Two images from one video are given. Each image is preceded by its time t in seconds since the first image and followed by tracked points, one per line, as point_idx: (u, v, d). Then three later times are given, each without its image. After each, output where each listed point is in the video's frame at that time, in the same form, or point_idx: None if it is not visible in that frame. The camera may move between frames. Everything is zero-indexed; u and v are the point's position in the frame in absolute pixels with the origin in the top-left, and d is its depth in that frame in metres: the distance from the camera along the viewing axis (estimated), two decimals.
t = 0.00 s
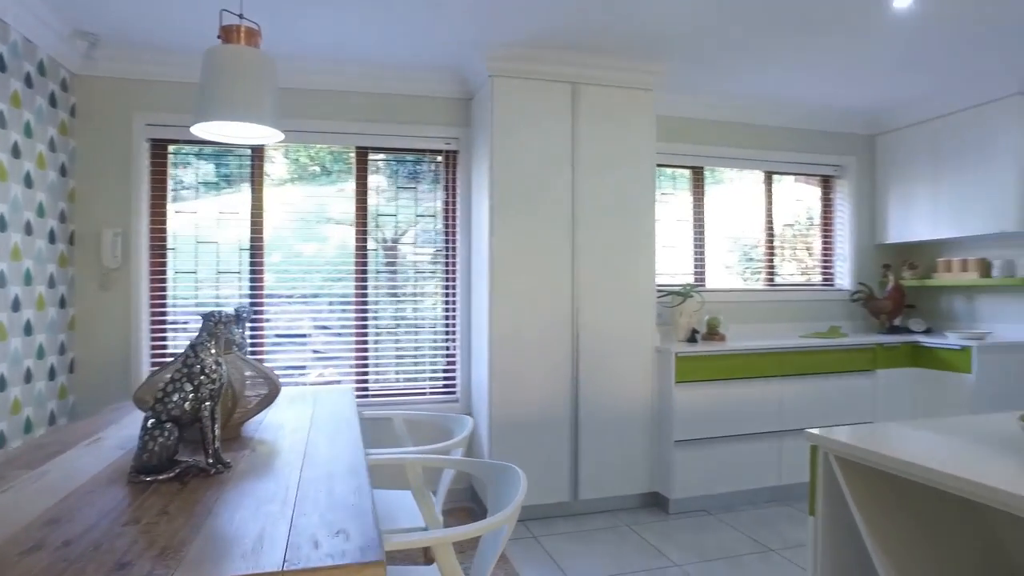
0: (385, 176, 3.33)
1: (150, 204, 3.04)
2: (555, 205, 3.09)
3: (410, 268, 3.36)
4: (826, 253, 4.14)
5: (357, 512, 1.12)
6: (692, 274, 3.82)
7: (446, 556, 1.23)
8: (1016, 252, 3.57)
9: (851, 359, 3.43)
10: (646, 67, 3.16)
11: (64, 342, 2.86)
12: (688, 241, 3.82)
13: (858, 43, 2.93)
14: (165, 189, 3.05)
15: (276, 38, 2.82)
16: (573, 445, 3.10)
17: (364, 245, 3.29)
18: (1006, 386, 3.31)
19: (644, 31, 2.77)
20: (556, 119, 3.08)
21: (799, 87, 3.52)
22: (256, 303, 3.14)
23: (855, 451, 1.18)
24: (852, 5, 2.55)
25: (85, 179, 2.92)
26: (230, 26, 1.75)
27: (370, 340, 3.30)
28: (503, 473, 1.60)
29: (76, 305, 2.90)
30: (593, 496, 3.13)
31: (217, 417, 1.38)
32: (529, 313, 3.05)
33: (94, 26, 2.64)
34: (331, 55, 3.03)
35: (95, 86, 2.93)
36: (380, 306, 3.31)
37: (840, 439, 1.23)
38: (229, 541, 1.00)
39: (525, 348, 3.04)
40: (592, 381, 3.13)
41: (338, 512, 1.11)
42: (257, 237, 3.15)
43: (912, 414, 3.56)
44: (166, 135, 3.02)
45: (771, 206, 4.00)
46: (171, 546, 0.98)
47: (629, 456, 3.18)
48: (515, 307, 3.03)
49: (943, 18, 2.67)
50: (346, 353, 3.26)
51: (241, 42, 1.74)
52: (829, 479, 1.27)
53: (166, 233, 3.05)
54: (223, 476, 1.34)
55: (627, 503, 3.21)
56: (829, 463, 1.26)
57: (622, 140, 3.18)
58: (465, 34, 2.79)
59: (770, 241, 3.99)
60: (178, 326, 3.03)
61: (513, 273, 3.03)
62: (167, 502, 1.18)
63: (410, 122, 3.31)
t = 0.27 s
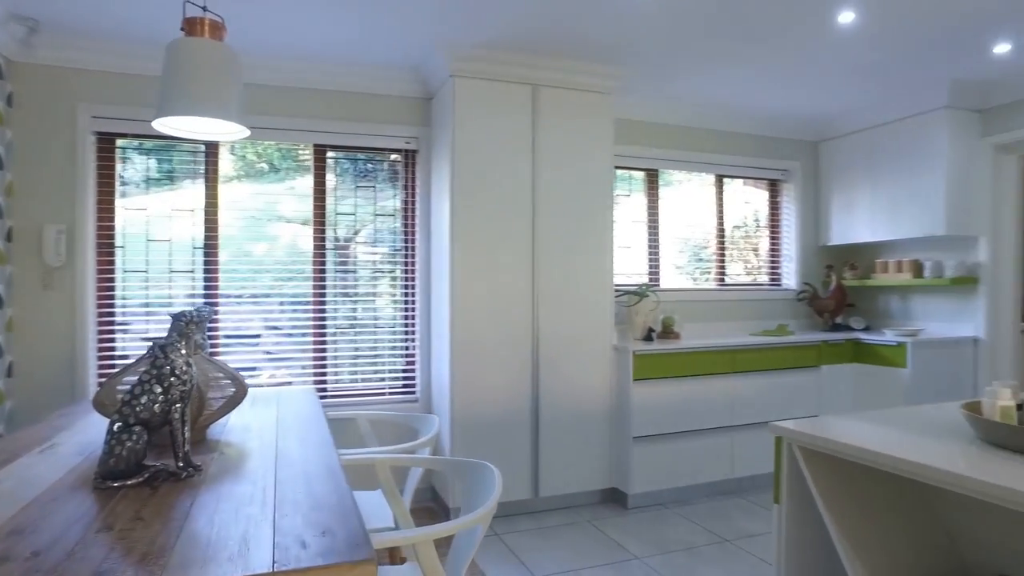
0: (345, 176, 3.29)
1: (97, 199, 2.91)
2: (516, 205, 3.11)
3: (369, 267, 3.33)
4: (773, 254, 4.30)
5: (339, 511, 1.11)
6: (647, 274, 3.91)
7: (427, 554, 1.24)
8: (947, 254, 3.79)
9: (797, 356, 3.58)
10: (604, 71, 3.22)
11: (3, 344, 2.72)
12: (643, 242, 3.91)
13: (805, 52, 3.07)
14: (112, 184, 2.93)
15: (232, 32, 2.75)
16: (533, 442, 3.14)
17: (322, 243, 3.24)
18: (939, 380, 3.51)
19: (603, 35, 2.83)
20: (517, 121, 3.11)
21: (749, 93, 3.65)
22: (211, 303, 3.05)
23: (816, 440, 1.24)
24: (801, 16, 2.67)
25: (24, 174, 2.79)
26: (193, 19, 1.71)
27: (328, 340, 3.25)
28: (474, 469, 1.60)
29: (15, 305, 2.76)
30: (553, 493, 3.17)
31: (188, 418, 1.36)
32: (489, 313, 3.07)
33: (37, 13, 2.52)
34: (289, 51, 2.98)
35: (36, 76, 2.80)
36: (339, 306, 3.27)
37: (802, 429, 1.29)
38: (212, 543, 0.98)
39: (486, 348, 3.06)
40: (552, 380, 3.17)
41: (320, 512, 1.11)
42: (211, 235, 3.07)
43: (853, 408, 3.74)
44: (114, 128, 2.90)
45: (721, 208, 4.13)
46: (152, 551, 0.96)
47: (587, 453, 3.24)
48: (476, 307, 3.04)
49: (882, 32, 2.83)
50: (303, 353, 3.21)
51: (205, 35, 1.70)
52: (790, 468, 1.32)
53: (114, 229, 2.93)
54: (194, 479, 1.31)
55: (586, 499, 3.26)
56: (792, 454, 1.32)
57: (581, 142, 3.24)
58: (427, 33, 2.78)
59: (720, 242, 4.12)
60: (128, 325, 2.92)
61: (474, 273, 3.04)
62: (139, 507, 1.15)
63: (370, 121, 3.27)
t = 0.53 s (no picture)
0: (311, 174, 3.24)
1: (49, 195, 2.80)
2: (484, 204, 3.12)
3: (335, 266, 3.28)
4: (733, 254, 4.41)
5: (325, 508, 1.11)
6: (612, 273, 3.97)
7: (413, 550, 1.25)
8: (897, 254, 3.96)
9: (757, 353, 3.69)
10: (572, 72, 3.26)
11: None
12: (608, 242, 3.96)
13: (766, 58, 3.16)
14: (66, 180, 2.83)
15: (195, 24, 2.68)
16: (502, 441, 3.15)
17: (287, 241, 3.19)
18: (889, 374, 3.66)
19: (572, 36, 2.86)
20: (486, 120, 3.11)
21: (711, 97, 3.74)
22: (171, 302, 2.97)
23: (789, 432, 1.28)
24: (763, 23, 2.74)
25: None
26: (162, 9, 1.66)
27: (293, 339, 3.20)
28: (453, 466, 1.60)
29: None
30: (522, 490, 3.19)
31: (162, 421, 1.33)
32: (458, 312, 3.06)
33: None
34: (254, 46, 2.92)
35: None
36: (304, 305, 3.22)
37: (775, 420, 1.33)
38: (199, 545, 0.97)
39: (455, 346, 3.05)
40: (520, 378, 3.19)
41: (306, 510, 1.10)
42: (172, 233, 2.98)
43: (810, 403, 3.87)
44: (67, 121, 2.79)
45: (683, 209, 4.22)
46: (136, 557, 0.94)
47: (556, 450, 3.27)
48: (445, 306, 3.04)
49: (839, 41, 2.93)
50: (268, 353, 3.15)
51: (174, 26, 1.66)
52: (764, 460, 1.34)
53: (67, 227, 2.82)
54: (169, 482, 1.28)
55: (555, 496, 3.29)
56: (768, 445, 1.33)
57: (549, 142, 3.26)
58: (397, 30, 2.76)
59: (682, 242, 4.21)
60: (83, 326, 2.82)
61: (443, 272, 3.03)
62: (115, 512, 1.12)
63: (336, 117, 3.23)
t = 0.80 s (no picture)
0: (276, 172, 3.17)
1: None
2: (452, 201, 3.11)
3: (299, 263, 3.22)
4: (694, 253, 4.50)
5: (304, 505, 1.09)
6: (577, 272, 4.00)
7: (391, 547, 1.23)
8: (851, 254, 4.10)
9: (719, 350, 3.77)
10: (538, 71, 3.27)
11: None
12: (573, 240, 3.99)
13: (728, 61, 3.22)
14: (14, 173, 2.70)
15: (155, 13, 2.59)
16: (469, 439, 3.14)
17: (249, 238, 3.12)
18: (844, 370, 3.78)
19: (542, 35, 2.87)
20: (453, 117, 3.10)
21: (675, 98, 3.81)
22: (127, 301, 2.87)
23: (759, 423, 1.31)
24: (726, 27, 2.80)
25: None
26: None
27: (255, 338, 3.12)
28: (429, 463, 1.58)
29: None
30: (490, 488, 3.19)
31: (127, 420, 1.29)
32: (424, 311, 3.04)
33: None
34: (216, 38, 2.84)
35: None
36: (267, 303, 3.15)
37: (746, 412, 1.36)
38: (175, 546, 0.94)
39: (422, 345, 3.03)
40: (488, 376, 3.19)
41: (284, 508, 1.08)
42: (128, 229, 2.88)
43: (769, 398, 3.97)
44: (16, 111, 2.67)
45: (646, 208, 4.28)
46: (108, 560, 0.90)
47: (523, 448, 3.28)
48: (412, 304, 3.01)
49: (797, 46, 3.02)
50: (230, 353, 3.07)
51: (139, 13, 1.60)
52: (736, 452, 1.37)
53: (15, 222, 2.70)
54: (137, 483, 1.24)
55: (522, 493, 3.30)
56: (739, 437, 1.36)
57: (516, 140, 3.27)
58: (365, 25, 2.73)
59: (646, 242, 4.27)
60: (32, 326, 2.70)
61: (411, 270, 3.01)
62: (81, 515, 1.07)
63: (300, 112, 3.17)
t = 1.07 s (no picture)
0: (232, 167, 3.08)
1: None
2: (416, 199, 3.08)
3: (257, 261, 3.14)
4: (653, 252, 4.57)
5: (277, 506, 1.06)
6: (538, 270, 4.01)
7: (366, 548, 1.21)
8: (803, 254, 4.23)
9: (678, 347, 3.84)
10: (501, 69, 3.26)
11: None
12: (535, 240, 4.00)
13: (687, 64, 3.28)
14: None
15: None
16: (433, 438, 3.12)
17: (205, 235, 3.02)
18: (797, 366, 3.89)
19: (507, 33, 2.87)
20: (417, 114, 3.07)
21: (635, 100, 3.86)
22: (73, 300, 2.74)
23: (730, 416, 1.33)
24: (687, 30, 2.85)
25: None
26: None
27: (212, 338, 3.03)
28: (399, 461, 1.56)
29: None
30: (453, 488, 3.17)
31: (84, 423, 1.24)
32: (387, 309, 3.00)
33: None
34: (170, 27, 2.74)
35: None
36: (224, 302, 3.07)
37: (716, 405, 1.38)
38: (143, 552, 0.90)
39: (384, 344, 2.99)
40: (451, 375, 3.17)
41: (255, 509, 1.05)
42: (74, 225, 2.76)
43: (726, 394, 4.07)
44: None
45: (607, 208, 4.33)
46: (71, 569, 0.86)
47: (486, 447, 3.27)
48: (374, 302, 2.97)
49: (754, 51, 3.09)
50: (185, 353, 2.97)
51: None
52: (706, 445, 1.39)
53: None
54: (95, 489, 1.18)
55: (485, 492, 3.29)
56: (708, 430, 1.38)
57: (480, 138, 3.26)
58: (328, 19, 2.68)
59: (606, 241, 4.32)
60: None
61: (374, 268, 2.97)
62: (36, 523, 1.02)
63: (259, 106, 3.09)
